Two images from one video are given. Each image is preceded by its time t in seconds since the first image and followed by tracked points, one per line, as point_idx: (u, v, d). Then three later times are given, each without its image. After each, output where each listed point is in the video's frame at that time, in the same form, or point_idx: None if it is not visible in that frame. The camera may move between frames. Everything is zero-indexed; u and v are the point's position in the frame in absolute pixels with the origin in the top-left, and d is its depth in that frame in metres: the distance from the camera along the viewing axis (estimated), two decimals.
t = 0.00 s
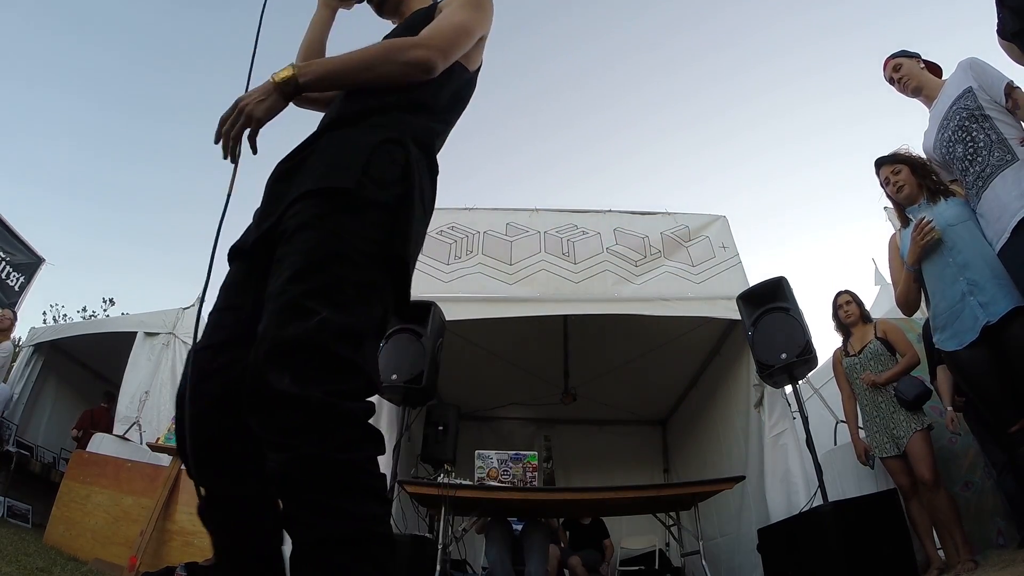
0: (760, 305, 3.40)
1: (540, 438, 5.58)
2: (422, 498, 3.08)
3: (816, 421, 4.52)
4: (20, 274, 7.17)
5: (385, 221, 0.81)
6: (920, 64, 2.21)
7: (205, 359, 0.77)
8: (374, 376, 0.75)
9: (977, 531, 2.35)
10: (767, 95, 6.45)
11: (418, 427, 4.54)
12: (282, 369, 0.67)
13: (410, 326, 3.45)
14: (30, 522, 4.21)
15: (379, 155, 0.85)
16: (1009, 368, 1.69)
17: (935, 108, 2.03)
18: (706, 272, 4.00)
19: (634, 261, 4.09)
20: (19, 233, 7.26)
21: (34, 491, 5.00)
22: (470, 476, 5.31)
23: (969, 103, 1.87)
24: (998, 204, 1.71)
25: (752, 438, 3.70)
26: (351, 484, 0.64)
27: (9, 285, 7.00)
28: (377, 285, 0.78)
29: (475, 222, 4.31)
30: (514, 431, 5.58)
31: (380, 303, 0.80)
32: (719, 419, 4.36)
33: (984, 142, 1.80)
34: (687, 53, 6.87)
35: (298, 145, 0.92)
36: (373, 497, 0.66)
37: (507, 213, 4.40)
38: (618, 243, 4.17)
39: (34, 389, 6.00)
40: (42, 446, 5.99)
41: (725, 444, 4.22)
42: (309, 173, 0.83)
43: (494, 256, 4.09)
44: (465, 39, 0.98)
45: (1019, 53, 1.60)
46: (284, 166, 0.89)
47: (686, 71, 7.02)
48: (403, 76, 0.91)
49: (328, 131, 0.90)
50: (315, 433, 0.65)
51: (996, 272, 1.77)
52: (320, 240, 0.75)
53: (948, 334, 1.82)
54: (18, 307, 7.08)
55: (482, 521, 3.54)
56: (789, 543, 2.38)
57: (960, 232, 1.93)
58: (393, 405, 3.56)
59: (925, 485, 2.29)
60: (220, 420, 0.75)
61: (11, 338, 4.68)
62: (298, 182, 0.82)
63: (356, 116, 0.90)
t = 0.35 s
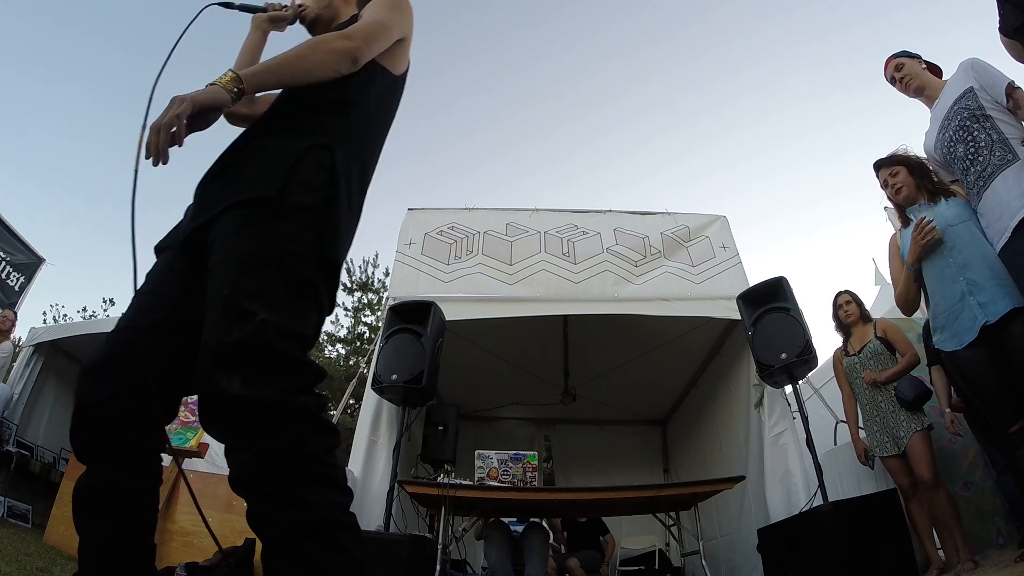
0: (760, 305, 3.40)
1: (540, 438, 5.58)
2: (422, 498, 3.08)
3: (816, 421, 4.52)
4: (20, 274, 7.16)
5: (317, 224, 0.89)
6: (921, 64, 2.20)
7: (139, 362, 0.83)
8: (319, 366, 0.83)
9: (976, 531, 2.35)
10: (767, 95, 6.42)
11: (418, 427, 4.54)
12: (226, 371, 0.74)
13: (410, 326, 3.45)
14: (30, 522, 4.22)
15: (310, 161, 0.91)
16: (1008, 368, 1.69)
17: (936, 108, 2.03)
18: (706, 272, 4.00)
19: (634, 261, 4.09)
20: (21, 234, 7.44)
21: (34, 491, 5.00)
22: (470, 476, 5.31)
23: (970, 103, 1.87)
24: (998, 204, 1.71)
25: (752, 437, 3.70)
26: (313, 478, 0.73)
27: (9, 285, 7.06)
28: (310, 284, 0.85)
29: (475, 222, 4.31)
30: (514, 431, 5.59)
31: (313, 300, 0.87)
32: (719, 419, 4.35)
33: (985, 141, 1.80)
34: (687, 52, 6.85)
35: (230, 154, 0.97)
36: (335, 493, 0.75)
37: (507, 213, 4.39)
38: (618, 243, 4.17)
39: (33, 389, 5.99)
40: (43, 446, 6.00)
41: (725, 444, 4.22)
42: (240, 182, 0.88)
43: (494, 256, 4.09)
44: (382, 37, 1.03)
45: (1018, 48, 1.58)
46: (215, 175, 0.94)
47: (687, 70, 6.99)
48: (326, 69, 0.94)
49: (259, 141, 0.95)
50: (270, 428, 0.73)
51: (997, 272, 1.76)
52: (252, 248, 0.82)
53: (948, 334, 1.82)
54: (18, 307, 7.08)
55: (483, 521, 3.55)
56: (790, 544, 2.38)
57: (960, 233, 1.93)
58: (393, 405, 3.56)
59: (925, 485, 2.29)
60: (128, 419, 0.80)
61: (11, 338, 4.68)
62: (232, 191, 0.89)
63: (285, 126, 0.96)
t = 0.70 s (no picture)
0: (759, 306, 3.40)
1: (540, 438, 5.58)
2: (422, 498, 3.08)
3: (816, 421, 4.52)
4: (21, 274, 7.17)
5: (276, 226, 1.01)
6: (924, 62, 2.21)
7: (117, 368, 0.94)
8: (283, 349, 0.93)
9: (976, 531, 2.35)
10: (767, 96, 6.41)
11: (418, 427, 4.54)
12: (203, 344, 0.84)
13: (410, 326, 3.46)
14: (30, 522, 4.22)
15: (269, 168, 1.04)
16: (1009, 368, 1.69)
17: (937, 107, 2.04)
18: (706, 272, 4.00)
19: (634, 261, 4.09)
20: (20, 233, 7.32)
21: (34, 492, 4.99)
22: (470, 476, 5.31)
23: (972, 102, 1.87)
24: (1000, 204, 1.71)
25: (751, 437, 3.70)
26: (285, 437, 0.83)
27: (9, 285, 7.03)
28: (270, 279, 0.96)
29: (475, 222, 4.31)
30: (514, 431, 5.59)
31: (272, 294, 0.97)
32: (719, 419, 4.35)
33: (987, 140, 1.80)
34: (686, 52, 6.85)
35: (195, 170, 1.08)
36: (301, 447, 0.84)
37: (507, 213, 4.40)
38: (618, 243, 4.17)
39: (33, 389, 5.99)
40: (43, 446, 6.00)
41: (725, 445, 4.22)
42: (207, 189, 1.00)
43: (494, 257, 4.09)
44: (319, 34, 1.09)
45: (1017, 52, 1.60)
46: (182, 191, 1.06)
47: (687, 70, 6.97)
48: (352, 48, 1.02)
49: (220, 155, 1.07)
50: (238, 399, 0.82)
51: (997, 272, 1.76)
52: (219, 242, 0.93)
53: (948, 333, 1.82)
54: (18, 307, 7.09)
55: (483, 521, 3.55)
56: (790, 545, 2.38)
57: (960, 232, 1.93)
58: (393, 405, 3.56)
59: (925, 485, 2.29)
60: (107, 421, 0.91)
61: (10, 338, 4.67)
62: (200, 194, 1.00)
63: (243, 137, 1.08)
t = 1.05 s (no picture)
0: (759, 306, 3.40)
1: (540, 438, 5.58)
2: (422, 498, 3.08)
3: (816, 421, 4.52)
4: (20, 274, 7.16)
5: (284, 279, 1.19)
6: (925, 61, 2.21)
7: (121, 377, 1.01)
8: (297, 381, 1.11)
9: (977, 531, 2.35)
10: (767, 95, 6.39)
11: (418, 427, 4.54)
12: (264, 396, 1.00)
13: (410, 326, 3.46)
14: (30, 522, 4.22)
15: (281, 222, 1.21)
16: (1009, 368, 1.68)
17: (939, 106, 2.04)
18: (706, 272, 4.00)
19: (634, 261, 4.09)
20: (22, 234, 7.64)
21: (34, 492, 5.00)
22: (470, 477, 5.31)
23: (973, 102, 1.87)
24: (1001, 203, 1.70)
25: (751, 438, 3.70)
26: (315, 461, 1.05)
27: (9, 285, 7.27)
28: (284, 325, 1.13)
29: (475, 222, 4.31)
30: (514, 431, 5.59)
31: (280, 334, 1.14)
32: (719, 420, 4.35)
33: (988, 140, 1.80)
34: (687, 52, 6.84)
35: (187, 198, 1.15)
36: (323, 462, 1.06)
37: (507, 213, 4.40)
38: (618, 243, 4.16)
39: (33, 390, 6.00)
40: (42, 446, 6.01)
41: (725, 445, 4.22)
42: (216, 231, 1.11)
43: (494, 257, 4.09)
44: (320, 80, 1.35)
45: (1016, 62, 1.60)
46: (173, 216, 1.12)
47: (687, 69, 6.96)
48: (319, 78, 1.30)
49: (221, 191, 1.16)
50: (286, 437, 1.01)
51: (997, 271, 1.76)
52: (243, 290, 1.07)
53: (949, 333, 1.82)
54: (18, 307, 7.26)
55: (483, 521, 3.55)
56: (790, 544, 2.38)
57: (961, 231, 1.93)
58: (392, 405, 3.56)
59: (925, 485, 2.29)
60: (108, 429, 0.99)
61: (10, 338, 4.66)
62: (206, 233, 1.10)
63: (243, 179, 1.19)
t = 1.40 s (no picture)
0: (759, 306, 3.40)
1: (540, 438, 5.59)
2: (422, 498, 3.08)
3: (816, 422, 4.52)
4: (20, 274, 7.08)
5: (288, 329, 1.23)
6: (925, 62, 2.21)
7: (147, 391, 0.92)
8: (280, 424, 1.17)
9: (976, 532, 2.36)
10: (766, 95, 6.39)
11: (418, 427, 4.54)
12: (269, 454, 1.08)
13: (410, 326, 3.46)
14: (30, 522, 4.22)
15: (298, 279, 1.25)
16: (1009, 368, 1.69)
17: (938, 107, 2.04)
18: (706, 272, 4.00)
19: (634, 262, 4.09)
20: (19, 232, 7.17)
21: (34, 492, 5.00)
22: (470, 477, 5.32)
23: (973, 102, 1.87)
24: (1001, 203, 1.70)
25: (752, 438, 3.70)
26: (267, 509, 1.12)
27: (9, 285, 6.90)
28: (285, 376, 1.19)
29: (475, 222, 4.31)
30: (514, 431, 5.59)
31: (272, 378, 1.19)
32: (719, 421, 4.35)
33: (988, 140, 1.80)
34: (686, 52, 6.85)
35: (220, 232, 1.10)
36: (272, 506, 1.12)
37: (507, 213, 4.40)
38: (618, 243, 4.17)
39: (34, 390, 6.00)
40: (42, 446, 6.02)
41: (725, 445, 4.22)
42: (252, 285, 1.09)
43: (494, 257, 4.09)
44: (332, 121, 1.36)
45: (1006, 68, 1.59)
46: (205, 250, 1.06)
47: (687, 69, 6.97)
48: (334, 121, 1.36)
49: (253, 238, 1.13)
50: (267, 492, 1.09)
51: (997, 271, 1.76)
52: (267, 357, 1.09)
53: (949, 333, 1.82)
54: (18, 308, 6.97)
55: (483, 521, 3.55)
56: (790, 544, 2.39)
57: (961, 232, 1.93)
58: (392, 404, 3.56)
59: (926, 485, 2.29)
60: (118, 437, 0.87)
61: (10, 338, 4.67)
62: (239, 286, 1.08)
63: (277, 229, 1.18)
